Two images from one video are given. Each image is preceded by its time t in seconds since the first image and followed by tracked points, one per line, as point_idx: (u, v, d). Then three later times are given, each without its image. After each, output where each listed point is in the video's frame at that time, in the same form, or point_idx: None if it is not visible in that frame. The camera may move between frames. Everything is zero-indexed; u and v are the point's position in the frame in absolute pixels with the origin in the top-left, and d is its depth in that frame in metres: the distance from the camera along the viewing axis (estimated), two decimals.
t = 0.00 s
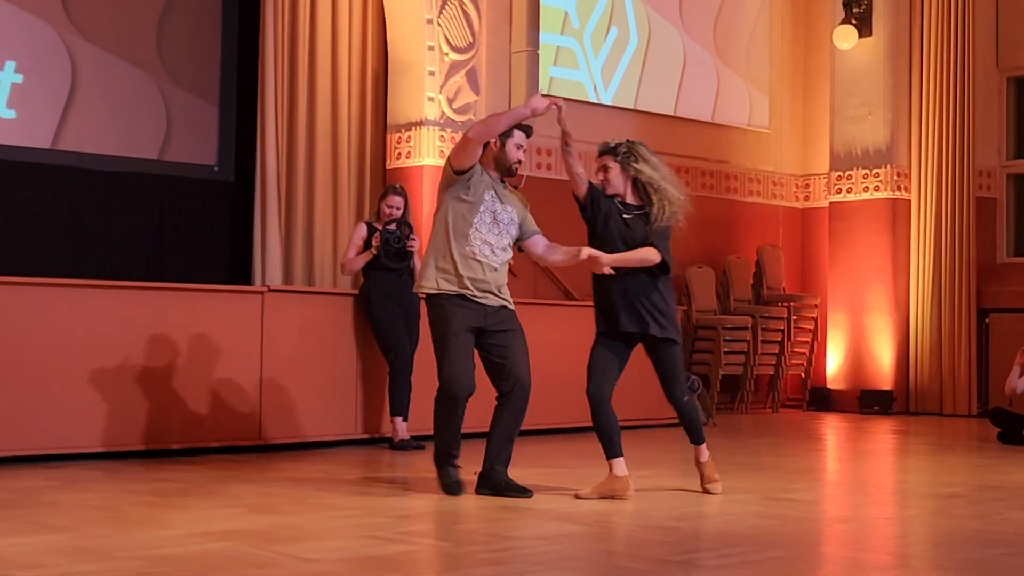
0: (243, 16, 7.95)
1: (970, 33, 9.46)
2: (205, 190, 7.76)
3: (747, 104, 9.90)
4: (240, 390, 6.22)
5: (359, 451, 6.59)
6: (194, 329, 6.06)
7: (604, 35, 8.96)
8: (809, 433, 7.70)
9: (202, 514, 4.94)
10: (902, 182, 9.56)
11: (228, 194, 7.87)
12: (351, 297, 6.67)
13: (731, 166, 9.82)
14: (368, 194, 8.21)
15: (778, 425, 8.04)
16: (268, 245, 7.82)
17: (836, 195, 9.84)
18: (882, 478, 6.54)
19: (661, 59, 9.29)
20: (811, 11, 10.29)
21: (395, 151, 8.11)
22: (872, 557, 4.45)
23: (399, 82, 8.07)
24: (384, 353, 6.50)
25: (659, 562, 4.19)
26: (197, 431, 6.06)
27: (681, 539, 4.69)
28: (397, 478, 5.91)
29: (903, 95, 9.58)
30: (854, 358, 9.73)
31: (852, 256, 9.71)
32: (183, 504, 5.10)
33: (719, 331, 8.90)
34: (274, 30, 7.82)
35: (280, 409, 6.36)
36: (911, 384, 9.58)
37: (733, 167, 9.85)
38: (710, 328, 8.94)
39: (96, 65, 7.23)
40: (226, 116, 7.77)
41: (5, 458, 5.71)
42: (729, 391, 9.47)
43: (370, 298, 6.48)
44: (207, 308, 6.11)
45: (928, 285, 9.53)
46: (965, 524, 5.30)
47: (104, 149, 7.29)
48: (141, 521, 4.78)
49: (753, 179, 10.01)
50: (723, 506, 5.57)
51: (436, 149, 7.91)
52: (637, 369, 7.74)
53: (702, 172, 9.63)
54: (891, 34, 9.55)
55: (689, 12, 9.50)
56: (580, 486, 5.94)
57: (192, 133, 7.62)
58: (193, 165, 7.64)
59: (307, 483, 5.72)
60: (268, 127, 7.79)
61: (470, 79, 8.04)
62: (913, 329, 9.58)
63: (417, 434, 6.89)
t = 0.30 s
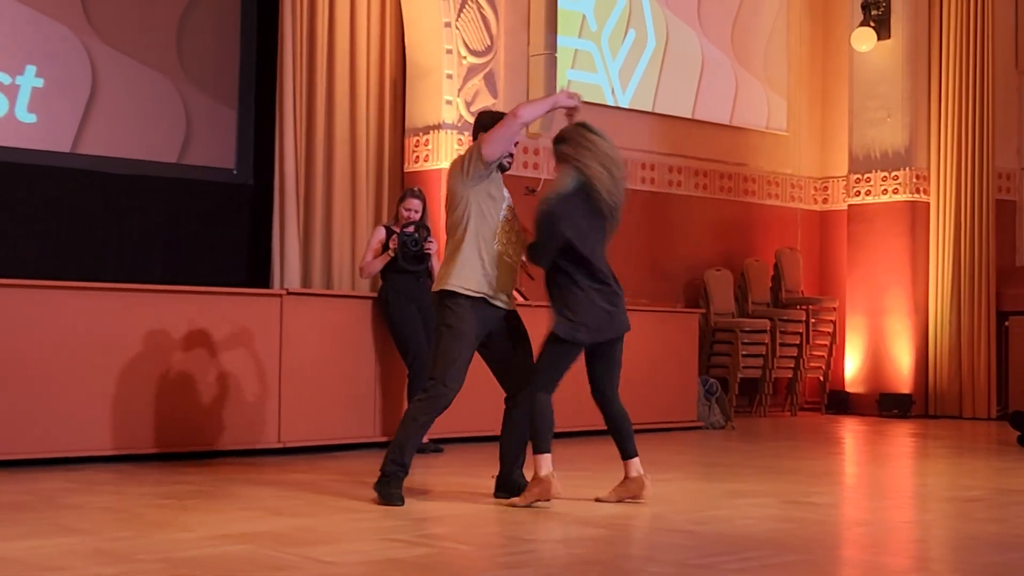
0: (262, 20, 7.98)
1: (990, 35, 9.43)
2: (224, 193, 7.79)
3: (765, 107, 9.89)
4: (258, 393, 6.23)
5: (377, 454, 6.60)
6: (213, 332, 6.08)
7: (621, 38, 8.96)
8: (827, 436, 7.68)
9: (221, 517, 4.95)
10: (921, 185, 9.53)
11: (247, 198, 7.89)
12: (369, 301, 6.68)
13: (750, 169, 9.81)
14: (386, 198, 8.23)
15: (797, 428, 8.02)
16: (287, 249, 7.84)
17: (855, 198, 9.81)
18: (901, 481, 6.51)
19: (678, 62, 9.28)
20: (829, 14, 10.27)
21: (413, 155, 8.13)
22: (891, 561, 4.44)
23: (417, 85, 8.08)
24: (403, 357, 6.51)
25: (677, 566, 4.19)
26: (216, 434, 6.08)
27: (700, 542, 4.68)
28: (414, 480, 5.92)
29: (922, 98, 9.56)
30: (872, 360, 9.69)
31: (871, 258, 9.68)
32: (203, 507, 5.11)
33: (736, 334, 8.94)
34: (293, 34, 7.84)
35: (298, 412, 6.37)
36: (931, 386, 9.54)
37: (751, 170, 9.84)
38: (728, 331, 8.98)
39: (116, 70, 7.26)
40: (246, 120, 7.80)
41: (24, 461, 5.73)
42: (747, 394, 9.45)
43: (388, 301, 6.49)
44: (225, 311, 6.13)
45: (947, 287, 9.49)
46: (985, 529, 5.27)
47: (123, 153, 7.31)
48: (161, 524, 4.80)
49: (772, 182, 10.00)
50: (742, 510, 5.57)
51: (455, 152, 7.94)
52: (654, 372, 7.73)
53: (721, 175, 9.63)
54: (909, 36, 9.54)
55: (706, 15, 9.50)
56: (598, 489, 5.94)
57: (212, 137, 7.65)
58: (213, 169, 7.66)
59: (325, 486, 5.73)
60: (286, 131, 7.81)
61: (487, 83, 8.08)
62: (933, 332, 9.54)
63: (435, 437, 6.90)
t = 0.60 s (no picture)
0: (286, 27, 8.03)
1: (1018, 39, 9.38)
2: (250, 198, 7.83)
3: (790, 111, 9.87)
4: (284, 397, 6.26)
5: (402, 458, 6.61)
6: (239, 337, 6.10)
7: (646, 42, 8.96)
8: (851, 441, 7.65)
9: (249, 522, 4.97)
10: (947, 189, 9.50)
11: (275, 204, 7.94)
12: (395, 306, 6.70)
13: (775, 173, 9.80)
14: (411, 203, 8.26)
15: (821, 433, 8.00)
16: (312, 255, 7.86)
17: (880, 203, 9.79)
18: (927, 487, 6.49)
19: (702, 66, 9.27)
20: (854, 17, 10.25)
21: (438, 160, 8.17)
22: (920, 567, 4.42)
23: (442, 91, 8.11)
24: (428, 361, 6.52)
25: (705, 572, 4.18)
26: (242, 438, 6.11)
27: (725, 548, 4.67)
28: (439, 485, 5.93)
29: (948, 101, 9.52)
30: (898, 367, 9.64)
31: (896, 263, 9.64)
32: (231, 511, 5.12)
33: (761, 339, 8.90)
34: (319, 41, 7.88)
35: (323, 417, 6.40)
36: (957, 392, 9.51)
37: (776, 174, 9.82)
38: (754, 335, 8.94)
39: (142, 76, 7.30)
40: (271, 125, 7.84)
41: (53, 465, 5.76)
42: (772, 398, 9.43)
43: (414, 306, 6.52)
44: (252, 316, 6.15)
45: (974, 291, 9.46)
46: (1015, 536, 5.24)
47: (150, 158, 7.35)
48: (190, 529, 4.81)
49: (797, 186, 9.99)
50: (768, 515, 5.55)
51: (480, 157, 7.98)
52: (678, 377, 7.73)
53: (745, 179, 9.62)
54: (935, 40, 9.51)
55: (731, 19, 9.48)
56: (623, 495, 5.93)
57: (239, 142, 7.69)
58: (239, 175, 7.70)
59: (350, 490, 5.74)
60: (311, 136, 7.83)
61: (513, 88, 8.06)
62: (960, 337, 9.51)
63: (460, 441, 6.91)
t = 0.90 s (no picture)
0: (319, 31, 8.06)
1: None
2: (282, 201, 7.86)
3: (822, 112, 9.83)
4: (318, 401, 6.26)
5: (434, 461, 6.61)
6: (274, 340, 6.12)
7: (677, 44, 8.96)
8: (883, 445, 7.61)
9: (284, 524, 4.98)
10: (981, 191, 9.44)
11: (308, 209, 7.98)
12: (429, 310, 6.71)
13: (807, 175, 9.77)
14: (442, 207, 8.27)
15: (854, 436, 7.96)
16: (343, 258, 7.87)
17: (913, 205, 9.75)
18: (962, 490, 6.45)
19: (734, 68, 9.25)
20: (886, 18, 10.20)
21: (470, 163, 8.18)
22: (959, 572, 4.40)
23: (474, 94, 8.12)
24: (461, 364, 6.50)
25: None
26: (275, 441, 6.12)
27: (761, 552, 4.66)
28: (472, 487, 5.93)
29: (982, 102, 9.46)
30: (932, 369, 9.60)
31: (929, 265, 9.59)
32: (266, 512, 5.11)
33: (794, 342, 8.87)
34: (352, 45, 7.90)
35: (356, 421, 6.40)
36: (991, 394, 9.44)
37: (809, 175, 9.78)
38: (787, 338, 8.92)
39: (176, 81, 7.35)
40: (303, 128, 7.90)
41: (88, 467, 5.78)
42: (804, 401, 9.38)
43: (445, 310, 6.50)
44: (287, 320, 6.17)
45: (1008, 294, 9.41)
46: None
47: (184, 162, 7.41)
48: (228, 531, 4.82)
49: (829, 188, 9.95)
50: (803, 519, 5.53)
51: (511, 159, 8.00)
52: (709, 380, 7.70)
53: (777, 181, 9.59)
54: (969, 41, 9.44)
55: (763, 20, 9.46)
56: (657, 498, 5.92)
57: (271, 146, 7.73)
58: (272, 178, 7.77)
59: (384, 493, 5.74)
60: (344, 140, 7.85)
61: (544, 90, 8.22)
62: (994, 339, 9.45)
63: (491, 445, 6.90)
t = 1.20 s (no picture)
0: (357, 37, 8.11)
1: None
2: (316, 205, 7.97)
3: (861, 114, 9.79)
4: (354, 402, 6.26)
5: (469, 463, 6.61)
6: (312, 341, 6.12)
7: (713, 46, 8.95)
8: (921, 447, 7.55)
9: (322, 525, 4.98)
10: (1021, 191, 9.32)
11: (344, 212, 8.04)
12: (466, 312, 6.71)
13: (846, 177, 9.72)
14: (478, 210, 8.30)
15: (892, 439, 7.90)
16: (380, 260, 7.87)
17: (953, 206, 9.70)
18: (1002, 494, 6.40)
19: (771, 70, 9.22)
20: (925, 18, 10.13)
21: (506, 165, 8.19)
22: None
23: (510, 97, 8.15)
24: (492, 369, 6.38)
25: None
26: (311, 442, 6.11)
27: (799, 555, 4.64)
28: (508, 489, 5.92)
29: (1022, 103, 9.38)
30: (973, 371, 9.54)
31: (969, 267, 9.53)
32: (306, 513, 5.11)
33: (833, 343, 8.84)
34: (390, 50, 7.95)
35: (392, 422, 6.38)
36: None
37: (847, 177, 9.74)
38: (825, 340, 8.89)
39: (215, 86, 7.39)
40: (342, 133, 7.95)
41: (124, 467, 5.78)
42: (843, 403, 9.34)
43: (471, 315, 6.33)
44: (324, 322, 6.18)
45: None
46: None
47: (222, 167, 7.46)
48: (267, 532, 4.82)
49: (867, 189, 9.90)
50: (841, 522, 5.50)
51: (547, 162, 8.03)
52: (745, 381, 7.68)
53: (814, 183, 9.55)
54: (1008, 40, 9.33)
55: (800, 21, 9.43)
56: (692, 501, 5.91)
57: (309, 151, 7.78)
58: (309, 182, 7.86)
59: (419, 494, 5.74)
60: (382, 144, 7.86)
61: (580, 93, 8.21)
62: None
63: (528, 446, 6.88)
